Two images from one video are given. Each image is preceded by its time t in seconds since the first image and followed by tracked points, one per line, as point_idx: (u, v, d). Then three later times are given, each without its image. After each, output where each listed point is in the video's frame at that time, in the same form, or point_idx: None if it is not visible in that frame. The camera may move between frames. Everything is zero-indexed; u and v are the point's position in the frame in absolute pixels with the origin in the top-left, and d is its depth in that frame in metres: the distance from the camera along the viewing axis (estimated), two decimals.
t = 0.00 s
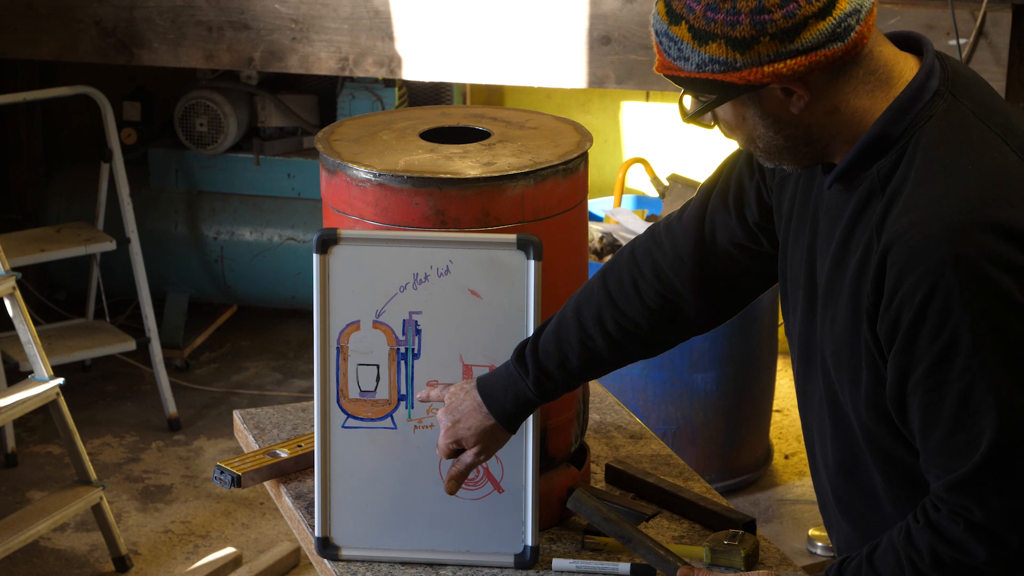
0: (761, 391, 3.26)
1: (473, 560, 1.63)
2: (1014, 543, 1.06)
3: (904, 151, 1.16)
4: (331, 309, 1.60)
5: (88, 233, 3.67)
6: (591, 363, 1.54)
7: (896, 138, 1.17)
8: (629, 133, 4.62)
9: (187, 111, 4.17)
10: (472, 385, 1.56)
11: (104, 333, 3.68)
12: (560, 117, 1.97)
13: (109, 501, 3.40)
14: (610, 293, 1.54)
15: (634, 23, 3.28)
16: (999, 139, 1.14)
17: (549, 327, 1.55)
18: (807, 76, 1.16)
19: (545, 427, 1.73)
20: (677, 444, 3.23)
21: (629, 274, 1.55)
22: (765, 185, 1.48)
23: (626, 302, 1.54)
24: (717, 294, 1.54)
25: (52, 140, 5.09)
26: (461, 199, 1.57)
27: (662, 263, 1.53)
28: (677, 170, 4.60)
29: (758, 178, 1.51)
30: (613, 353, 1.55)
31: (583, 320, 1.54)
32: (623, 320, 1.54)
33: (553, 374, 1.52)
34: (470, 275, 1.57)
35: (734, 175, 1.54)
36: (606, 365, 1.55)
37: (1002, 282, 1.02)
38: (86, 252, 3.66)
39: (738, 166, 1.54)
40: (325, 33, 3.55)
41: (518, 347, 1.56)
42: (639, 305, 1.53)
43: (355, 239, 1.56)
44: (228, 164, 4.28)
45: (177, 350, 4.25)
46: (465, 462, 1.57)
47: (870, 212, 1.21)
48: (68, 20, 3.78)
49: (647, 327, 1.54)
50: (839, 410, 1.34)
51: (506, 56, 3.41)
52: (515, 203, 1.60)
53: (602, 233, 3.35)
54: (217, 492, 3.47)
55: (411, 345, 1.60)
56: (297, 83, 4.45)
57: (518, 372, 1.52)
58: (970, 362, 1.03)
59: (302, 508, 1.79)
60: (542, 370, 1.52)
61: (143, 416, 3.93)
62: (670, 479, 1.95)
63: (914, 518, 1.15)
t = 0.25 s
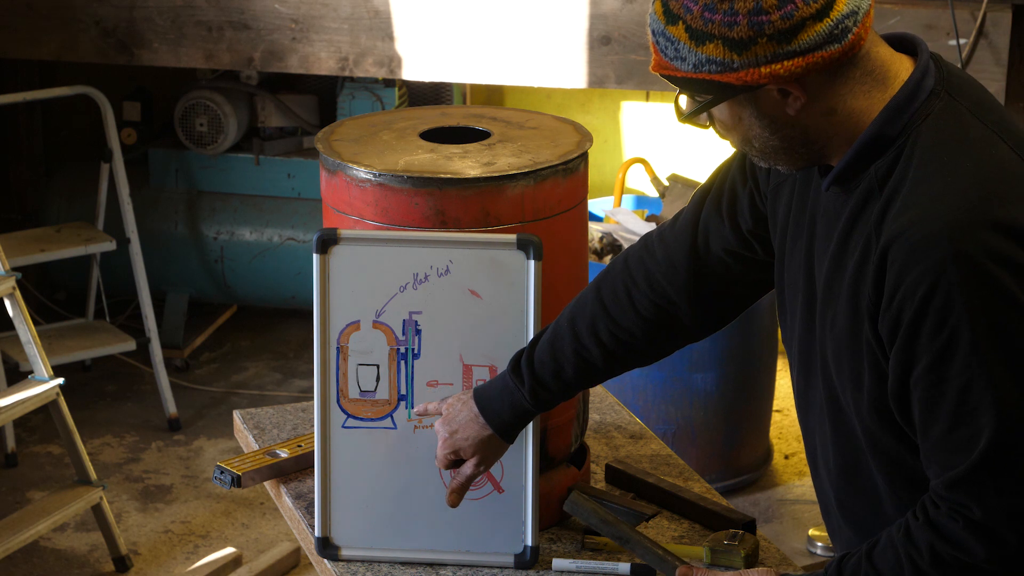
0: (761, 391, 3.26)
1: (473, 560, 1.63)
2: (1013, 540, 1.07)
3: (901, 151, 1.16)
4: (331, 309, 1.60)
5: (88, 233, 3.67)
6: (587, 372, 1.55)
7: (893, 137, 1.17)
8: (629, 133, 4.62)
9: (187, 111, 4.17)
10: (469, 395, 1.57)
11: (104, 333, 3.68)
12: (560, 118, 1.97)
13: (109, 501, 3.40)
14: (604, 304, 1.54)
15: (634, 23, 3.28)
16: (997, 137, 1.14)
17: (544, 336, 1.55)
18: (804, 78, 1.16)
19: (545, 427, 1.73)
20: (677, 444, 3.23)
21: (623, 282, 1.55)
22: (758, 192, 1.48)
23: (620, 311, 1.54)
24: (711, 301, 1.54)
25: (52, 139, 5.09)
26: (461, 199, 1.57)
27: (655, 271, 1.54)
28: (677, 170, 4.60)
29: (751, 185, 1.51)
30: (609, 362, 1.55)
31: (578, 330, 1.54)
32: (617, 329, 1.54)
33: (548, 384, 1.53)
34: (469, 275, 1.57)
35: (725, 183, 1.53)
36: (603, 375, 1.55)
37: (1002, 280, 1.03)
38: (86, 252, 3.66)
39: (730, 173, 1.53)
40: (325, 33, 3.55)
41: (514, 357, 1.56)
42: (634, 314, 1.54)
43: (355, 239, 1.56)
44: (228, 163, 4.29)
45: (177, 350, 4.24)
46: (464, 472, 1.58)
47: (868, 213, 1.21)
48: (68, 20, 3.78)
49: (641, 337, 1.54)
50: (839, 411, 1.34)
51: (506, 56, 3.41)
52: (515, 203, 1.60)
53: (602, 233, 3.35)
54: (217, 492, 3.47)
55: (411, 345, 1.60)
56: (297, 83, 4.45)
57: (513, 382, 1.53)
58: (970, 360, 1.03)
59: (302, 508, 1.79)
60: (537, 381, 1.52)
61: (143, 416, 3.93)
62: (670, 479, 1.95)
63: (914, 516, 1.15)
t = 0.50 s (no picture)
0: (761, 391, 3.26)
1: (473, 560, 1.63)
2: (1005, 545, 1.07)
3: (904, 153, 1.16)
4: (331, 309, 1.60)
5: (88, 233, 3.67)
6: (597, 350, 1.53)
7: (896, 139, 1.17)
8: (629, 133, 4.62)
9: (187, 111, 4.17)
10: (473, 361, 1.55)
11: (104, 333, 3.68)
12: (560, 117, 1.97)
13: (108, 501, 3.40)
14: (616, 282, 1.54)
15: (634, 23, 3.28)
16: (1000, 140, 1.14)
17: (552, 314, 1.55)
18: (808, 78, 1.16)
19: (546, 427, 1.73)
20: (677, 444, 3.23)
21: (634, 262, 1.55)
22: (765, 183, 1.48)
23: (631, 290, 1.53)
24: (719, 289, 1.54)
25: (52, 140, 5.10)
26: (461, 199, 1.57)
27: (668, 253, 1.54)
28: (677, 170, 4.60)
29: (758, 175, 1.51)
30: (619, 342, 1.54)
31: (588, 307, 1.53)
32: (628, 308, 1.53)
33: (558, 359, 1.51)
34: (470, 275, 1.57)
35: (734, 173, 1.54)
36: (613, 355, 1.54)
37: (1000, 285, 1.03)
38: (85, 252, 3.66)
39: (739, 162, 1.54)
40: (325, 33, 3.55)
41: (523, 330, 1.55)
42: (645, 294, 1.53)
43: (355, 239, 1.57)
44: (227, 163, 4.28)
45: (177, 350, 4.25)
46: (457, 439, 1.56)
47: (869, 214, 1.21)
48: (68, 21, 3.78)
49: (651, 318, 1.54)
50: (841, 411, 1.34)
51: (506, 56, 3.41)
52: (516, 203, 1.60)
53: (602, 233, 3.35)
54: (217, 492, 3.47)
55: (411, 345, 1.60)
56: (297, 83, 4.45)
57: (523, 356, 1.51)
58: (966, 363, 1.03)
59: (302, 508, 1.79)
60: (546, 356, 1.51)
61: (143, 416, 3.93)
62: (671, 479, 1.95)
63: (907, 517, 1.15)
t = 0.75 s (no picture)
0: (761, 391, 3.26)
1: (473, 560, 1.63)
2: (994, 546, 1.07)
3: (903, 152, 1.16)
4: (331, 309, 1.60)
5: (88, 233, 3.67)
6: (596, 345, 1.53)
7: (895, 138, 1.17)
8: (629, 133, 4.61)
9: (187, 111, 4.17)
10: (475, 353, 1.56)
11: (104, 333, 3.68)
12: (559, 117, 1.97)
13: (109, 500, 3.40)
14: (617, 278, 1.54)
15: (634, 23, 3.29)
16: (1000, 142, 1.14)
17: (554, 308, 1.55)
18: (809, 77, 1.16)
19: (545, 427, 1.73)
20: (677, 444, 3.23)
21: (636, 258, 1.56)
22: (766, 182, 1.48)
23: (632, 285, 1.54)
24: (720, 288, 1.54)
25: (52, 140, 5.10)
26: (461, 199, 1.57)
27: (671, 250, 1.55)
28: (677, 170, 4.60)
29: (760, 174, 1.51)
30: (618, 337, 1.55)
31: (590, 302, 1.53)
32: (629, 304, 1.54)
33: (559, 355, 1.51)
34: (470, 275, 1.57)
35: (735, 172, 1.54)
36: (612, 349, 1.55)
37: (997, 285, 1.03)
38: (86, 252, 3.66)
39: (741, 161, 1.54)
40: (325, 33, 3.55)
41: (524, 328, 1.55)
42: (646, 290, 1.54)
43: (355, 239, 1.57)
44: (227, 163, 4.27)
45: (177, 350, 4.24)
46: (457, 431, 1.56)
47: (868, 213, 1.20)
48: (68, 21, 3.78)
49: (652, 314, 1.54)
50: (839, 410, 1.34)
51: (506, 55, 3.41)
52: (515, 202, 1.60)
53: (602, 233, 3.35)
54: (217, 492, 3.47)
55: (411, 345, 1.60)
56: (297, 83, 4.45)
57: (524, 351, 1.51)
58: (960, 363, 1.03)
59: (302, 508, 1.79)
60: (547, 351, 1.51)
61: (143, 416, 3.93)
62: (671, 479, 1.95)
63: (898, 515, 1.15)
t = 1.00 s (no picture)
0: (761, 391, 3.26)
1: (473, 561, 1.63)
2: (994, 547, 1.07)
3: (902, 153, 1.16)
4: (331, 309, 1.60)
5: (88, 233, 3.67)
6: (592, 331, 1.53)
7: (894, 139, 1.17)
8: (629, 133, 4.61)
9: (187, 111, 4.17)
10: (471, 331, 1.56)
11: (104, 333, 3.68)
12: (559, 117, 1.96)
13: (109, 500, 3.40)
14: (617, 266, 1.54)
15: (634, 23, 3.29)
16: (998, 142, 1.14)
17: (553, 293, 1.55)
18: (807, 77, 1.16)
19: (545, 426, 1.73)
20: (677, 444, 3.23)
21: (637, 246, 1.56)
22: (767, 179, 1.48)
23: (632, 274, 1.54)
24: (718, 283, 1.54)
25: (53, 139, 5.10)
26: (461, 199, 1.57)
27: (672, 241, 1.55)
28: (677, 170, 4.60)
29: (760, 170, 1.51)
30: (616, 326, 1.55)
31: (588, 288, 1.53)
32: (628, 292, 1.54)
33: (554, 338, 1.51)
34: (470, 275, 1.57)
35: (736, 167, 1.53)
36: (610, 336, 1.55)
37: (994, 287, 1.03)
38: (85, 252, 3.66)
39: (742, 157, 1.54)
40: (325, 33, 3.55)
41: (523, 310, 1.54)
42: (646, 279, 1.54)
43: (355, 239, 1.57)
44: (227, 163, 4.28)
45: (177, 350, 4.24)
46: (447, 408, 1.57)
47: (867, 213, 1.21)
48: (68, 21, 3.78)
49: (650, 303, 1.54)
50: (838, 410, 1.34)
51: (506, 56, 3.41)
52: (515, 203, 1.60)
53: (602, 233, 3.35)
54: (217, 492, 3.47)
55: (411, 345, 1.60)
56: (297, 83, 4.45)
57: (521, 334, 1.51)
58: (958, 364, 1.03)
59: (302, 508, 1.79)
60: (544, 335, 1.51)
61: (143, 416, 3.93)
62: (671, 480, 1.95)
63: (898, 516, 1.15)
